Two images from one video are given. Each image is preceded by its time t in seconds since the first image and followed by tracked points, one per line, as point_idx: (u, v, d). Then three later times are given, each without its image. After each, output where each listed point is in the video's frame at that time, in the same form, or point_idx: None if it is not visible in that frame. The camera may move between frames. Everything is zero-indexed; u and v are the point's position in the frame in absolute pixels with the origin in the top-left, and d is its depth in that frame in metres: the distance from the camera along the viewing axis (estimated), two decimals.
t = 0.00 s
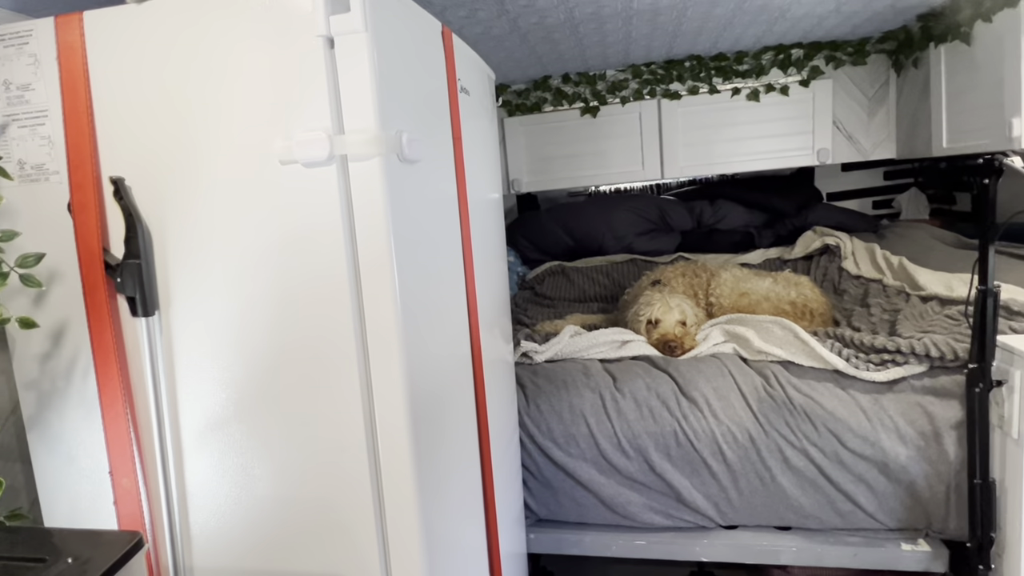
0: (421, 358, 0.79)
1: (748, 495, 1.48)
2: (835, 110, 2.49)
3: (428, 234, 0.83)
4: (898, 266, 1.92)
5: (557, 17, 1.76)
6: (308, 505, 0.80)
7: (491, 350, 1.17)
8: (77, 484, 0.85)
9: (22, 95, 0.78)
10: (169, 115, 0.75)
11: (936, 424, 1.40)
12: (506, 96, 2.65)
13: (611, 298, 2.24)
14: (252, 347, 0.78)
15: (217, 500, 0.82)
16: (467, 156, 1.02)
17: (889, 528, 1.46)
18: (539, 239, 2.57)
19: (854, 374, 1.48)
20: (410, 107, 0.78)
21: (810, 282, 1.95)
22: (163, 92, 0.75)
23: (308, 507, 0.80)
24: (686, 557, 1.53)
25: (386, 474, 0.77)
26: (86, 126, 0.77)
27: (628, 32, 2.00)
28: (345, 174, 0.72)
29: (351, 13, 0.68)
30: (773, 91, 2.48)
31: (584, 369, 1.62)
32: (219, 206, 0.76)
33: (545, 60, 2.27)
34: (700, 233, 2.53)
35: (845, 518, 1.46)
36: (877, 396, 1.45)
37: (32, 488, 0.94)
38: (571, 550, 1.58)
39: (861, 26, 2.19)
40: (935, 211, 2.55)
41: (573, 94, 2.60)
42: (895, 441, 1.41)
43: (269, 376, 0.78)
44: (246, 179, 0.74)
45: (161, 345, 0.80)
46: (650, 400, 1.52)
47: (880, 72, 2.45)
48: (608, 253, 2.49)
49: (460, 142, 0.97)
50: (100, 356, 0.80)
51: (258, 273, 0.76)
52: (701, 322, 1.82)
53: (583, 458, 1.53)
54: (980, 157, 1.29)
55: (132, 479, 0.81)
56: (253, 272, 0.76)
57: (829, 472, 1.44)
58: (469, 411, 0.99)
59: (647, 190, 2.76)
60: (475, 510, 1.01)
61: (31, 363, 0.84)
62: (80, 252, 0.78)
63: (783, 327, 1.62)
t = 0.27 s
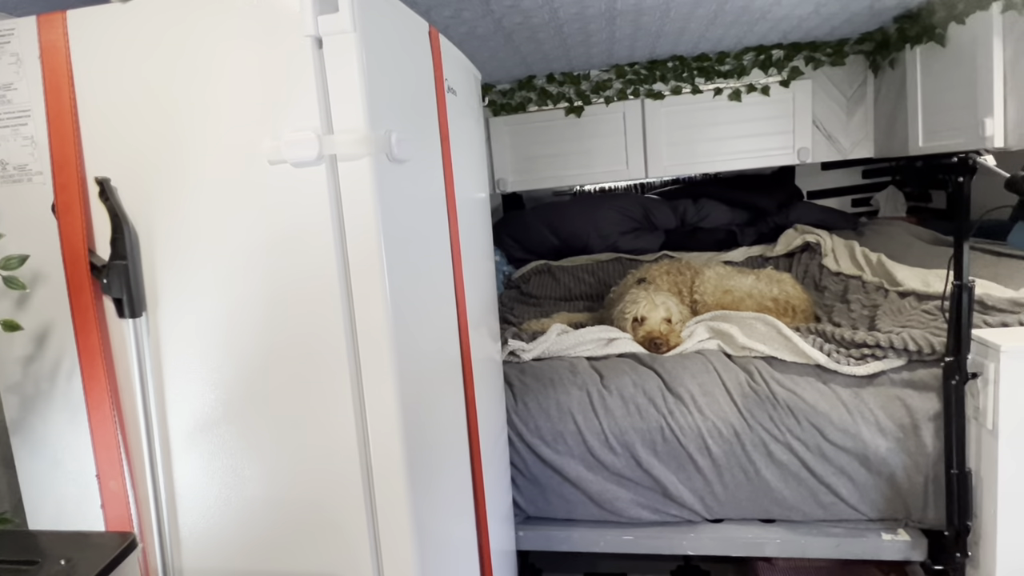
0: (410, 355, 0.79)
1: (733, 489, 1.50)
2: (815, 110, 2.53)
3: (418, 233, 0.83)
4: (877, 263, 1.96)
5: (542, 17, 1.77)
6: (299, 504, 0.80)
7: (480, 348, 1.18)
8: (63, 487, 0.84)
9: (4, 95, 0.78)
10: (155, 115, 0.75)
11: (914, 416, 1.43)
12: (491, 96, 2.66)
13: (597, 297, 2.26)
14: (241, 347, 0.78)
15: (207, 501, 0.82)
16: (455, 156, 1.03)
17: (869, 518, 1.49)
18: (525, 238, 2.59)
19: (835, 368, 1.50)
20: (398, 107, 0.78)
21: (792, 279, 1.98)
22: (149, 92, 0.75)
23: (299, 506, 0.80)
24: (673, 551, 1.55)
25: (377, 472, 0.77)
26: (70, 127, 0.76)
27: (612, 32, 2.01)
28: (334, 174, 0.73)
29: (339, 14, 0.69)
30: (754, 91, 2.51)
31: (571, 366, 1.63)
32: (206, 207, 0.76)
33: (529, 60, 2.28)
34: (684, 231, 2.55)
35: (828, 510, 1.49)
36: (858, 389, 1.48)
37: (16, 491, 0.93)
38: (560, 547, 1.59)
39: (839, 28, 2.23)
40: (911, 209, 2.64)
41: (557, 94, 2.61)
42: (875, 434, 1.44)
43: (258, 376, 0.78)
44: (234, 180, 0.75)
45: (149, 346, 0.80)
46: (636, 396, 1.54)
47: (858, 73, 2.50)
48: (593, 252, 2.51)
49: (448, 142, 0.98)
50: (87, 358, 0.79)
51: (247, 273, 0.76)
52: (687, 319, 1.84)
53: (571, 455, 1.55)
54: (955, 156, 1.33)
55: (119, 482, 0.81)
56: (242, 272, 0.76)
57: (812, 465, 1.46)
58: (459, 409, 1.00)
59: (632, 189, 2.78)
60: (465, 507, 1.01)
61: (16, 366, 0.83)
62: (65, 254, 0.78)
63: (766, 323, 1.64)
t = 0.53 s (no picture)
0: (405, 360, 0.80)
1: (720, 487, 1.53)
2: (795, 113, 2.58)
3: (411, 239, 0.84)
4: (856, 263, 2.00)
5: (527, 22, 1.79)
6: (295, 511, 0.80)
7: (470, 352, 1.19)
8: (52, 499, 0.83)
9: None
10: (145, 124, 0.75)
11: (894, 413, 1.47)
12: (476, 99, 2.67)
13: (583, 298, 2.28)
14: (233, 356, 0.78)
15: (200, 510, 0.81)
16: (445, 162, 1.03)
17: (852, 513, 1.52)
18: (510, 241, 2.60)
19: (818, 367, 1.53)
20: (391, 115, 0.79)
21: (774, 280, 2.00)
22: (139, 101, 0.75)
23: (295, 513, 0.80)
24: (662, 550, 1.57)
25: (373, 477, 0.78)
26: (57, 136, 0.76)
27: (596, 37, 2.04)
28: (328, 182, 0.73)
29: (332, 22, 0.69)
30: (735, 94, 2.55)
31: (560, 369, 1.65)
32: (198, 215, 0.76)
33: (514, 64, 2.30)
34: (667, 233, 2.58)
35: (812, 506, 1.52)
36: (840, 387, 1.51)
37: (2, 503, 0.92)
38: (550, 548, 1.60)
39: (816, 33, 2.28)
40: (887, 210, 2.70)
41: (542, 97, 2.63)
42: (857, 430, 1.48)
43: (252, 383, 0.78)
44: (227, 188, 0.75)
45: (139, 356, 0.79)
46: (625, 397, 1.56)
47: (836, 77, 2.55)
48: (578, 254, 2.53)
49: (438, 149, 0.98)
50: (76, 369, 0.79)
51: (240, 281, 0.76)
52: (673, 320, 1.87)
53: (561, 456, 1.56)
54: (931, 159, 1.36)
55: (110, 493, 0.80)
56: (235, 280, 0.76)
57: (796, 462, 1.49)
58: (451, 413, 1.00)
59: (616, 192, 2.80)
60: (459, 510, 1.02)
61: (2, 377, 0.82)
62: (53, 263, 0.77)
63: (750, 323, 1.67)
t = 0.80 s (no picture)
0: (388, 374, 0.78)
1: (699, 491, 1.54)
2: (763, 117, 2.63)
3: (393, 250, 0.82)
4: (824, 265, 2.03)
5: (503, 26, 1.78)
6: (276, 533, 0.78)
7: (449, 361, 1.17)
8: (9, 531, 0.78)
9: None
10: (111, 134, 0.72)
11: (866, 414, 1.50)
12: (449, 101, 2.65)
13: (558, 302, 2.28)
14: (207, 374, 0.75)
15: (174, 535, 0.78)
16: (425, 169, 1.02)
17: (827, 512, 1.54)
18: (485, 245, 2.58)
19: (792, 369, 1.55)
20: (372, 124, 0.77)
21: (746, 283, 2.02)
22: (103, 110, 0.71)
23: (276, 534, 0.78)
24: (642, 554, 1.57)
25: (356, 495, 0.76)
26: (14, 145, 0.72)
27: (570, 42, 2.04)
28: (308, 193, 0.71)
29: (312, 29, 0.67)
30: (706, 99, 2.58)
31: (539, 375, 1.64)
32: (169, 229, 0.73)
33: (488, 68, 2.29)
34: (640, 235, 2.59)
35: (788, 506, 1.54)
36: (814, 389, 1.54)
37: None
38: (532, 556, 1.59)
39: (784, 40, 2.32)
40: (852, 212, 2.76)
41: (515, 100, 2.63)
42: (832, 431, 1.50)
43: (228, 402, 0.76)
44: (199, 201, 0.72)
45: (106, 375, 0.76)
46: (605, 403, 1.56)
47: (802, 82, 2.61)
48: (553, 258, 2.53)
49: (419, 157, 0.97)
50: (37, 391, 0.74)
51: (214, 296, 0.74)
52: (650, 324, 1.81)
53: (542, 464, 1.55)
54: (901, 168, 1.38)
55: (75, 522, 0.76)
56: (209, 296, 0.74)
57: (773, 464, 1.51)
58: (434, 424, 0.99)
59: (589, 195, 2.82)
60: (442, 523, 1.00)
61: None
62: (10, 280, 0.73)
63: (726, 326, 1.65)
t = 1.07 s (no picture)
0: (374, 370, 0.75)
1: (685, 482, 1.53)
2: (740, 110, 2.62)
3: (376, 241, 0.79)
4: (803, 256, 2.03)
5: (483, 14, 1.74)
6: (257, 538, 0.74)
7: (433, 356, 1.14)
8: None
9: None
10: (73, 120, 0.67)
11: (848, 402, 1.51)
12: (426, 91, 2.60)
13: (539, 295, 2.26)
14: (180, 373, 0.71)
15: (148, 544, 0.74)
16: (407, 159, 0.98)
17: (809, 501, 1.55)
18: (464, 238, 2.55)
19: (775, 360, 1.56)
20: (354, 109, 0.74)
21: (727, 274, 2.02)
22: (64, 94, 0.67)
23: (257, 540, 0.74)
24: (628, 547, 1.57)
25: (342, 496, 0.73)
26: None
27: (550, 31, 2.01)
28: (288, 182, 0.67)
29: (291, 8, 0.64)
30: (684, 90, 2.57)
31: (523, 369, 1.62)
32: (137, 221, 0.69)
33: (467, 57, 2.24)
34: (619, 227, 2.58)
35: (772, 496, 1.54)
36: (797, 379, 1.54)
37: None
38: (517, 551, 1.57)
39: (762, 31, 2.32)
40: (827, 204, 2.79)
41: (493, 91, 2.59)
42: (815, 421, 1.51)
43: (202, 403, 0.72)
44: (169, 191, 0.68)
45: (72, 377, 0.71)
46: (590, 396, 1.54)
47: (779, 74, 2.62)
48: (533, 250, 2.50)
49: (401, 144, 0.93)
50: None
51: (186, 292, 0.70)
52: (633, 317, 1.82)
53: (527, 459, 1.54)
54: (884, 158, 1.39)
55: (40, 533, 0.72)
56: (181, 291, 0.70)
57: (758, 454, 1.51)
58: (419, 421, 0.96)
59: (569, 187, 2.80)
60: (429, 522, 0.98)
61: None
62: None
63: (709, 317, 1.66)
